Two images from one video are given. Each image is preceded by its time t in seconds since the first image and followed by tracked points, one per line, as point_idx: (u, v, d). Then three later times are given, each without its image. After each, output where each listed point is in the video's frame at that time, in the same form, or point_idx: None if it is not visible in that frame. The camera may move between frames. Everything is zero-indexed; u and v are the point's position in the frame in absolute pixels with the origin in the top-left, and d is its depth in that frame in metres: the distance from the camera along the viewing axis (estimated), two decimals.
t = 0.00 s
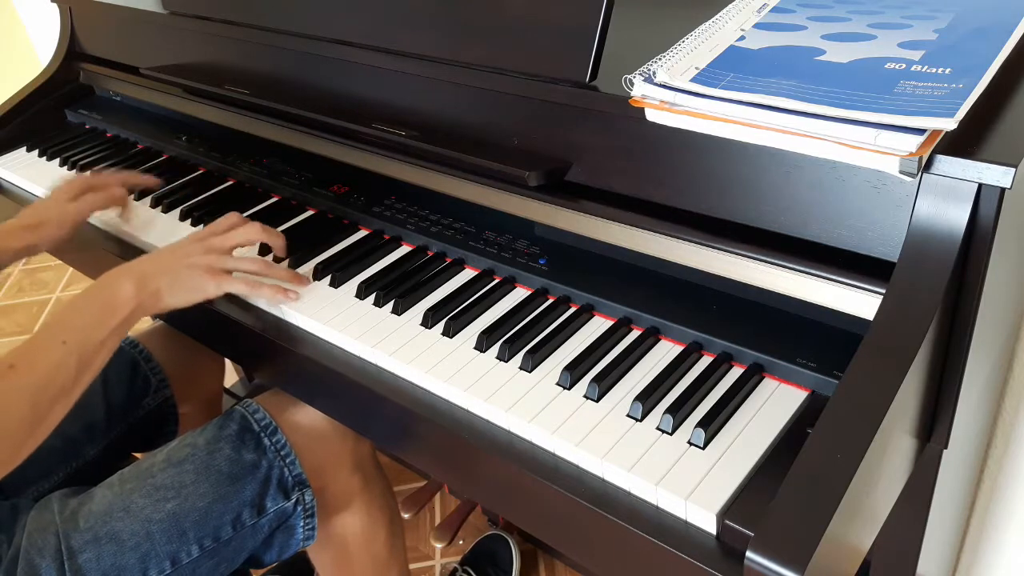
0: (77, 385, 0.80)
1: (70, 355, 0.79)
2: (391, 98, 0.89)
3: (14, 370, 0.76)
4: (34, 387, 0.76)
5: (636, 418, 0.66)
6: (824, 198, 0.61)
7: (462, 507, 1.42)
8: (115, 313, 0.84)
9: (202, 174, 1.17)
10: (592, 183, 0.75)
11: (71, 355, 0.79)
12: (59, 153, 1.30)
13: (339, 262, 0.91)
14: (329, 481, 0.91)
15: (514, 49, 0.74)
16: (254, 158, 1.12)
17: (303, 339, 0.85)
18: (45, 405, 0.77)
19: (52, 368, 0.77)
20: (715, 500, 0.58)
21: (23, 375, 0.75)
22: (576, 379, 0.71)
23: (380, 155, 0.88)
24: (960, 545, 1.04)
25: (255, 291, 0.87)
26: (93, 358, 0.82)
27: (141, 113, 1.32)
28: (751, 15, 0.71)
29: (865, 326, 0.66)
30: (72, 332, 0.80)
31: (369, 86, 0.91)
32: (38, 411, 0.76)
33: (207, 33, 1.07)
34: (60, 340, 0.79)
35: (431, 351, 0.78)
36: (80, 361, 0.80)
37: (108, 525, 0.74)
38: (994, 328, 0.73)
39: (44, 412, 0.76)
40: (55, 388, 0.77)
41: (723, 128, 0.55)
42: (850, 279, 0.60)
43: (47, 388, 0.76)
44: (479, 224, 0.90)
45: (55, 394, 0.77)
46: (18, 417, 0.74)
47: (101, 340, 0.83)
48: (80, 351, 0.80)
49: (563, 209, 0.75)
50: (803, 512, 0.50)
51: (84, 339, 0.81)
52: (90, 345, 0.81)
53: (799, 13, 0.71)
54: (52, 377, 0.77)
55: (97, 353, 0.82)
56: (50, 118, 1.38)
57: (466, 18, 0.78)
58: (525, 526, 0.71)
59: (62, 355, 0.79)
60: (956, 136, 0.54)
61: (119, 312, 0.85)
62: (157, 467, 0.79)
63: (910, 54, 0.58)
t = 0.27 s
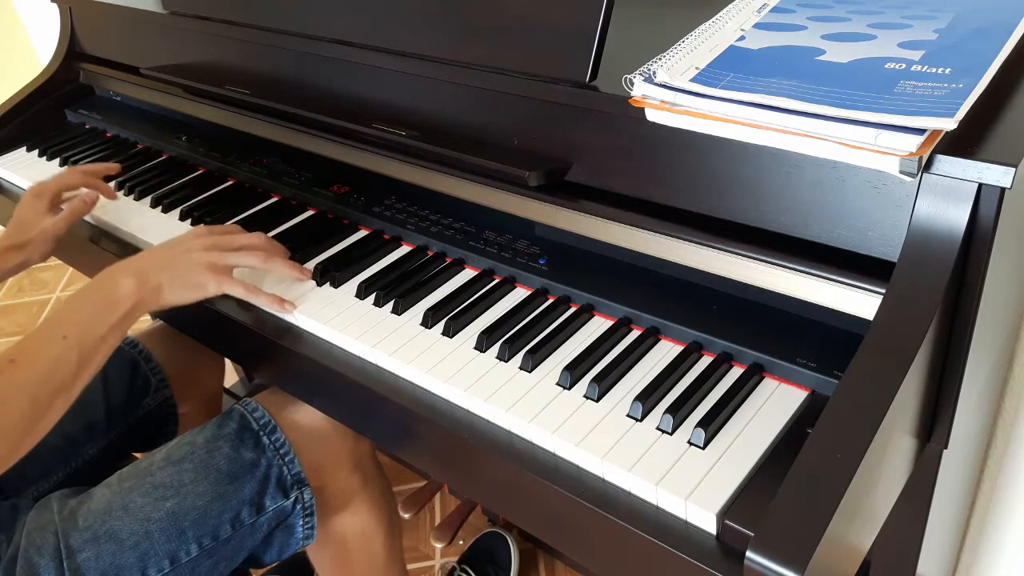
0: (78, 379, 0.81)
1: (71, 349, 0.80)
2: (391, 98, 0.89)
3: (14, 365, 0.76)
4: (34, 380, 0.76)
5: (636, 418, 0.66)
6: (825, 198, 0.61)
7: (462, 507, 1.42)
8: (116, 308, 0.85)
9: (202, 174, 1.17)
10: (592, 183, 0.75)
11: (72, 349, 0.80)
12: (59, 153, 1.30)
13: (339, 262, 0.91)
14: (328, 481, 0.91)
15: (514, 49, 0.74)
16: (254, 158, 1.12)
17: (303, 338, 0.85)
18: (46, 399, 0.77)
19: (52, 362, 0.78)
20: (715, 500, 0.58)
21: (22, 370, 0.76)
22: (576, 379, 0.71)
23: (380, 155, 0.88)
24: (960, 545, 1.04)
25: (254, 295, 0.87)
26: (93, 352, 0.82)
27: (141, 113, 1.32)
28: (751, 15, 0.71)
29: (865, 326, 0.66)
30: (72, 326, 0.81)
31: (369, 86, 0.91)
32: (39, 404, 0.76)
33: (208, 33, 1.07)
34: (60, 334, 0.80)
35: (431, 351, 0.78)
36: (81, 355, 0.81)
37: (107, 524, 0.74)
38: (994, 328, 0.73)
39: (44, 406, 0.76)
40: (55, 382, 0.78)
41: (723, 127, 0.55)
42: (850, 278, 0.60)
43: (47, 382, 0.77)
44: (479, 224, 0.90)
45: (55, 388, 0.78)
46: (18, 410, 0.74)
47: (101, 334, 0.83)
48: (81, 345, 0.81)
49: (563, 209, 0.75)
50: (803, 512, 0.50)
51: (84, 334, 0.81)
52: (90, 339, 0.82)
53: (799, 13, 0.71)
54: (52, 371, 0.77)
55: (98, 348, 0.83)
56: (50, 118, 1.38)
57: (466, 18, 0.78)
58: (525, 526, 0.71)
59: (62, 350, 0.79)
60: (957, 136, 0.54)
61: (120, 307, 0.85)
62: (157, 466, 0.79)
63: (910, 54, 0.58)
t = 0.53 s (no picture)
0: (71, 376, 0.82)
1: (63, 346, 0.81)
2: (391, 98, 0.89)
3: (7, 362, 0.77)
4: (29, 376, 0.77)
5: (636, 418, 0.66)
6: (825, 198, 0.61)
7: (462, 507, 1.42)
8: (107, 303, 0.86)
9: (202, 175, 1.17)
10: (593, 183, 0.75)
11: (63, 345, 0.81)
12: (59, 153, 1.30)
13: (339, 262, 0.91)
14: (328, 481, 0.91)
15: (514, 49, 0.74)
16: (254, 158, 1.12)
17: (303, 338, 0.85)
18: (40, 395, 0.78)
19: (45, 358, 0.79)
20: (715, 500, 0.58)
21: (17, 368, 0.77)
22: (576, 379, 0.71)
23: (380, 154, 0.88)
24: (960, 545, 1.04)
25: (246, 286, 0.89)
26: (86, 348, 0.83)
27: (142, 114, 1.32)
28: (751, 15, 0.71)
29: (865, 326, 0.66)
30: (63, 323, 0.82)
31: (369, 85, 0.91)
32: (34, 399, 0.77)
33: (207, 33, 1.07)
34: (51, 331, 0.81)
35: (431, 351, 0.78)
36: (74, 351, 0.82)
37: (107, 525, 0.74)
38: (994, 328, 0.73)
39: (39, 402, 0.77)
40: (50, 378, 0.79)
41: (723, 127, 0.55)
42: (850, 279, 0.60)
43: (41, 377, 0.78)
44: (479, 224, 0.90)
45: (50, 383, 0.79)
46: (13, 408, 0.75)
47: (93, 330, 0.84)
48: (72, 342, 0.82)
49: (563, 209, 0.75)
50: (803, 513, 0.50)
51: (75, 331, 0.82)
52: (82, 336, 0.83)
53: (799, 13, 0.71)
54: (46, 367, 0.79)
55: (90, 344, 0.84)
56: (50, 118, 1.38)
57: (466, 18, 0.78)
58: (525, 527, 0.71)
59: (54, 346, 0.80)
60: (957, 136, 0.54)
61: (110, 303, 0.87)
62: (157, 466, 0.79)
63: (910, 54, 0.58)
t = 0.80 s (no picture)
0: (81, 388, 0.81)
1: (74, 360, 0.80)
2: (391, 97, 0.89)
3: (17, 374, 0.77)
4: (34, 393, 0.76)
5: (636, 418, 0.66)
6: (825, 198, 0.61)
7: (462, 507, 1.42)
8: (118, 317, 0.84)
9: (202, 175, 1.17)
10: (593, 183, 0.75)
11: (74, 358, 0.80)
12: (59, 153, 1.30)
13: (339, 262, 0.91)
14: (328, 481, 0.91)
15: (514, 48, 0.74)
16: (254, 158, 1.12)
17: (303, 338, 0.85)
18: (46, 410, 0.77)
19: (52, 375, 0.78)
20: (715, 500, 0.58)
21: (24, 381, 0.77)
22: (576, 379, 0.71)
23: (381, 154, 0.88)
24: (960, 546, 1.05)
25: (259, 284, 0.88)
26: (97, 360, 0.82)
27: (142, 113, 1.32)
28: (751, 15, 0.71)
29: (865, 326, 0.66)
30: (74, 339, 0.81)
31: (369, 85, 0.91)
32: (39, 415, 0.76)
33: (207, 33, 1.07)
34: (62, 346, 0.80)
35: (431, 351, 0.78)
36: (84, 363, 0.81)
37: (107, 525, 0.74)
38: (994, 328, 0.73)
39: (44, 417, 0.77)
40: (57, 393, 0.78)
41: (723, 127, 0.55)
42: (850, 279, 0.60)
43: (48, 393, 0.77)
44: (479, 224, 0.90)
45: (57, 398, 0.78)
46: (17, 424, 0.75)
47: (104, 344, 0.83)
48: (83, 355, 0.81)
49: (564, 209, 0.75)
50: (802, 513, 0.50)
51: (86, 345, 0.81)
52: (92, 351, 0.82)
53: (799, 13, 0.71)
54: (53, 381, 0.78)
55: (101, 356, 0.83)
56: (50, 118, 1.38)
57: (466, 18, 0.78)
58: (525, 526, 0.71)
59: (64, 359, 0.79)
60: (956, 137, 0.54)
61: (123, 316, 0.85)
62: (156, 466, 0.79)
63: (910, 54, 0.58)
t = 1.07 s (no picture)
0: (81, 404, 0.81)
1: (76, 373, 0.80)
2: (391, 97, 0.89)
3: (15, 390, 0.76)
4: (35, 408, 0.76)
5: (636, 418, 0.66)
6: (825, 197, 0.61)
7: (462, 507, 1.42)
8: (119, 331, 0.85)
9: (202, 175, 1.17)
10: (593, 183, 0.75)
11: (76, 372, 0.80)
12: (59, 154, 1.30)
13: (339, 262, 0.91)
14: (328, 481, 0.91)
15: (514, 49, 0.74)
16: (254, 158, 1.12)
17: (303, 339, 0.85)
18: (47, 425, 0.77)
19: (53, 389, 0.77)
20: (715, 500, 0.58)
21: (25, 397, 0.76)
22: (576, 379, 0.71)
23: (380, 154, 0.88)
24: (960, 546, 1.04)
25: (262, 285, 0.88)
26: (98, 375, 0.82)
27: (142, 114, 1.32)
28: (751, 15, 0.71)
29: (865, 326, 0.66)
30: (76, 351, 0.81)
31: (369, 85, 0.91)
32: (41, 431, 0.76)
33: (207, 33, 1.07)
34: (64, 359, 0.80)
35: (431, 351, 0.78)
36: (86, 378, 0.81)
37: (107, 525, 0.74)
38: (994, 328, 0.73)
39: (45, 432, 0.76)
40: (58, 408, 0.78)
41: (723, 127, 0.55)
42: (850, 279, 0.60)
43: (49, 408, 0.77)
44: (479, 223, 0.90)
45: (58, 413, 0.78)
46: (17, 439, 0.74)
47: (105, 358, 0.83)
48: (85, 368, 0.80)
49: (563, 209, 0.75)
50: (802, 513, 0.50)
51: (88, 358, 0.81)
52: (95, 365, 0.82)
53: (799, 13, 0.71)
54: (55, 395, 0.77)
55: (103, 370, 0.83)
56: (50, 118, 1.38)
57: (466, 18, 0.78)
58: (526, 526, 0.71)
59: (66, 372, 0.79)
60: (956, 136, 0.54)
61: (124, 330, 0.85)
62: (156, 467, 0.80)
63: (910, 53, 0.58)
